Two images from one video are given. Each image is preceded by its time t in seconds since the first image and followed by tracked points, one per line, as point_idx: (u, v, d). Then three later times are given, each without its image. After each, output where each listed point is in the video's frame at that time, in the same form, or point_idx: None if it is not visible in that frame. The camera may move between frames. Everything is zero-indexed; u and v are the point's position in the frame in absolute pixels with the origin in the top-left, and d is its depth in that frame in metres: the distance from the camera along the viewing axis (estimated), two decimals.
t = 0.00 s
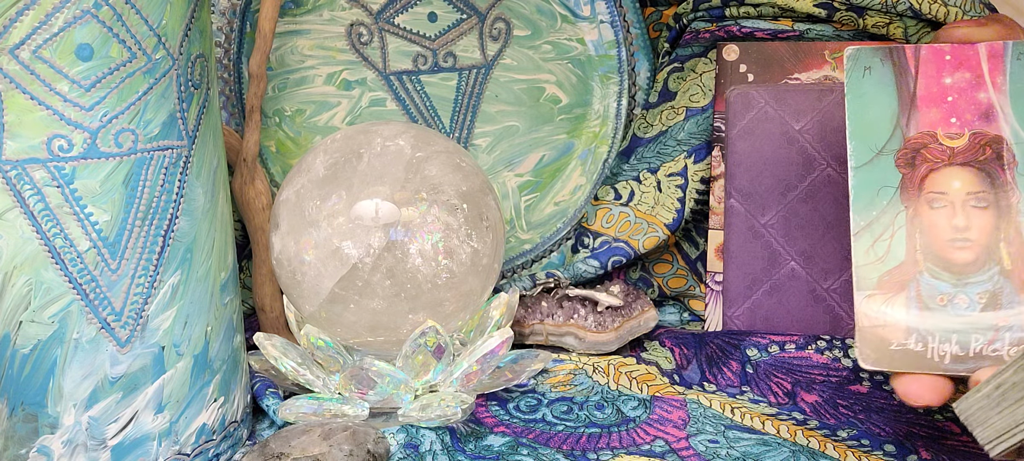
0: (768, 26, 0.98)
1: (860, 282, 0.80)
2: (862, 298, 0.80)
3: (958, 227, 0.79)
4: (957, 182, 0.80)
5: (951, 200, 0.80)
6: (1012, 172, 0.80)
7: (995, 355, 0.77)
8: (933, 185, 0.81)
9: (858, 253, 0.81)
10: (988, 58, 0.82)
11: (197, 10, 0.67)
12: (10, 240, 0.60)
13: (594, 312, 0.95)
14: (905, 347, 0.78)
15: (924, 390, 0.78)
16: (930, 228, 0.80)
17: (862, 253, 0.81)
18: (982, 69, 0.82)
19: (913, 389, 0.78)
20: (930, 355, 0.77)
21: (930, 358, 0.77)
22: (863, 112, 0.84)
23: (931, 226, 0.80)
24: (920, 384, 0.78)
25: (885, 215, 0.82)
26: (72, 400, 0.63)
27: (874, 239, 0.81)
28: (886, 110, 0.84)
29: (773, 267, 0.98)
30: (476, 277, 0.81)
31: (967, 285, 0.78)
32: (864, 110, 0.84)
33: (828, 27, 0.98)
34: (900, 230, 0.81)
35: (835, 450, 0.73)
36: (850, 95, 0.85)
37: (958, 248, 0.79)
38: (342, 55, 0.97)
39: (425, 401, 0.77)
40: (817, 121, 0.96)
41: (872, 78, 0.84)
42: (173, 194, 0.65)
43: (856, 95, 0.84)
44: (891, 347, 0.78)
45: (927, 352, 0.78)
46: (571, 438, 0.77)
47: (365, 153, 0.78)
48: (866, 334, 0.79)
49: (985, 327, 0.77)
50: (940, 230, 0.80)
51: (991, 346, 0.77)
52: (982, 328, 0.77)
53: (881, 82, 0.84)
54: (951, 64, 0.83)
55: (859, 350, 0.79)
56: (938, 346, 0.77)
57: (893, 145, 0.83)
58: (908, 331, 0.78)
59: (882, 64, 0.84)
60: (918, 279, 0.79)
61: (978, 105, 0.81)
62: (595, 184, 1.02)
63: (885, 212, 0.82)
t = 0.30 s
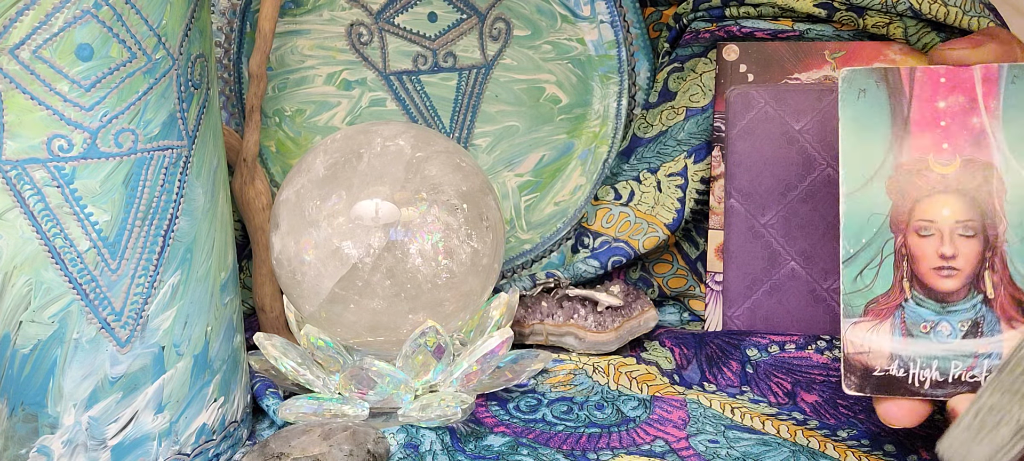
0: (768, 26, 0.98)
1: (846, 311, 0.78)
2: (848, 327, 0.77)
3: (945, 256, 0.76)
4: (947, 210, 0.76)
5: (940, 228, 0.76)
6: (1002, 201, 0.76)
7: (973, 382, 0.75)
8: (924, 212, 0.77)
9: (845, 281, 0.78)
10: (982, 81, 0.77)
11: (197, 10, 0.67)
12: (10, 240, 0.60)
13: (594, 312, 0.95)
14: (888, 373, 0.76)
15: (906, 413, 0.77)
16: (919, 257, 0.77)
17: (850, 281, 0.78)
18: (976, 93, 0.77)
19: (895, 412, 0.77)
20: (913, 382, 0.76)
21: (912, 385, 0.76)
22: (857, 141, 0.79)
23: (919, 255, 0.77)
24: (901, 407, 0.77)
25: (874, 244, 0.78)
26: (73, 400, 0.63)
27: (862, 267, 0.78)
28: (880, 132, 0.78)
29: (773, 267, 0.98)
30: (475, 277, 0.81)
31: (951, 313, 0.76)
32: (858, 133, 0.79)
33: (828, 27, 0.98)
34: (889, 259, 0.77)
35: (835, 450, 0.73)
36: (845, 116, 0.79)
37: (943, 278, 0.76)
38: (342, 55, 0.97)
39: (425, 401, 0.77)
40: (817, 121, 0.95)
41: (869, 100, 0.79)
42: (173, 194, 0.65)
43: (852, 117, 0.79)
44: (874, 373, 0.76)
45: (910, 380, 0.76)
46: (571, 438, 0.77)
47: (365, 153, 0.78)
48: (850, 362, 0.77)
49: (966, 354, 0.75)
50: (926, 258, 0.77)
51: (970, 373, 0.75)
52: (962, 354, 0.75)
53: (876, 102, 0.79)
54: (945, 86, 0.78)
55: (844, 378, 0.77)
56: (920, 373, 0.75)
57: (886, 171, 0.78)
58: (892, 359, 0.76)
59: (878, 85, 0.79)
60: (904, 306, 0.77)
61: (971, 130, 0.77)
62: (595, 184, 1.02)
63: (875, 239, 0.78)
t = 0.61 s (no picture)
0: (768, 26, 0.98)
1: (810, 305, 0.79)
2: (808, 317, 0.80)
3: (916, 274, 0.76)
4: (928, 232, 0.75)
5: (918, 248, 0.75)
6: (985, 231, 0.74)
7: (909, 378, 0.77)
8: (906, 231, 0.76)
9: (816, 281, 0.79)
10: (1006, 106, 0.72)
11: (197, 10, 0.67)
12: (10, 240, 0.60)
13: (594, 312, 0.95)
14: (837, 361, 0.79)
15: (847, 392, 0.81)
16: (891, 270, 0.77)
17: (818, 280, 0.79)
18: (995, 118, 0.73)
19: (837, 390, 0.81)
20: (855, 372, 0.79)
21: (855, 373, 0.79)
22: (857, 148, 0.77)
23: (891, 267, 0.77)
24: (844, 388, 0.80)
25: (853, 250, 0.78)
26: (73, 400, 0.63)
27: (835, 269, 0.79)
28: (884, 146, 0.76)
29: (773, 267, 0.98)
30: (476, 277, 0.81)
31: (908, 320, 0.77)
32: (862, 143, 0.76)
33: (828, 27, 0.97)
34: (863, 267, 0.78)
35: (835, 450, 0.73)
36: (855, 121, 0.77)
37: (910, 292, 0.76)
38: (342, 55, 0.97)
39: (425, 401, 0.77)
40: (817, 121, 0.95)
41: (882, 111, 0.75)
42: (173, 193, 0.65)
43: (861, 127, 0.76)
44: (823, 360, 0.79)
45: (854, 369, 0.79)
46: (571, 438, 0.77)
47: (365, 153, 0.78)
48: (802, 347, 0.80)
49: (910, 356, 0.77)
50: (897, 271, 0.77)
51: (908, 371, 0.77)
52: (906, 356, 0.77)
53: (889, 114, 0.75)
54: (965, 106, 0.73)
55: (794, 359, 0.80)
56: (863, 364, 0.78)
57: (880, 186, 0.76)
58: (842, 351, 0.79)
59: (896, 96, 0.75)
60: (865, 309, 0.78)
61: (977, 157, 0.73)
62: (595, 184, 1.02)
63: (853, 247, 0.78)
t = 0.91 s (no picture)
0: (768, 26, 0.98)
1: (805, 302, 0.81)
2: (805, 317, 0.81)
3: (909, 270, 0.77)
4: (920, 228, 0.77)
5: (911, 244, 0.77)
6: (976, 228, 0.76)
7: (906, 376, 0.77)
8: (897, 228, 0.78)
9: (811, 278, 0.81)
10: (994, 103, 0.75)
11: (197, 10, 0.67)
12: (10, 240, 0.60)
13: (594, 311, 0.95)
14: (833, 358, 0.80)
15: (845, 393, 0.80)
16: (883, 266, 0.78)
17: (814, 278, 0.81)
18: (984, 115, 0.75)
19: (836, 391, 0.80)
20: (853, 370, 0.79)
21: (851, 371, 0.79)
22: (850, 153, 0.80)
23: (883, 264, 0.78)
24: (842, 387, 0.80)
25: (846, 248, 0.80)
26: (73, 400, 0.63)
27: (829, 267, 0.81)
28: (874, 145, 0.79)
29: (773, 267, 0.98)
30: (475, 277, 0.81)
31: (902, 318, 0.78)
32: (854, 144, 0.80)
33: (828, 27, 0.97)
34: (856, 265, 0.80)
35: (835, 450, 0.73)
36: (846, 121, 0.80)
37: (903, 289, 0.78)
38: (342, 55, 0.97)
39: (425, 401, 0.77)
40: (817, 121, 0.95)
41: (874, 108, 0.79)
42: (173, 194, 0.65)
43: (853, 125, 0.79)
44: (819, 358, 0.80)
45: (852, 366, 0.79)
46: (571, 438, 0.77)
47: (365, 153, 0.78)
48: (799, 344, 0.81)
49: (906, 353, 0.77)
50: (890, 268, 0.78)
51: (905, 368, 0.77)
52: (901, 353, 0.77)
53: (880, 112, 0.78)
54: (954, 104, 0.76)
55: (792, 358, 0.81)
56: (860, 362, 0.79)
57: (872, 184, 0.79)
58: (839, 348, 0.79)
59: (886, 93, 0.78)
60: (860, 307, 0.79)
61: (967, 154, 0.76)
62: (595, 184, 1.02)
63: (847, 246, 0.80)
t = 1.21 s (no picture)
0: (768, 26, 0.97)
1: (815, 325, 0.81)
2: (813, 336, 0.81)
3: (922, 299, 0.76)
4: (936, 259, 0.75)
5: (926, 274, 0.76)
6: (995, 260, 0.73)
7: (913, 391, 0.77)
8: (914, 259, 0.76)
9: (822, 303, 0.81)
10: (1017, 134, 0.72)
11: (197, 10, 0.67)
12: (10, 240, 0.60)
13: (594, 312, 0.95)
14: (839, 374, 0.80)
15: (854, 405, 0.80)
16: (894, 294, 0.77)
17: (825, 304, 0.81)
18: (1006, 146, 0.73)
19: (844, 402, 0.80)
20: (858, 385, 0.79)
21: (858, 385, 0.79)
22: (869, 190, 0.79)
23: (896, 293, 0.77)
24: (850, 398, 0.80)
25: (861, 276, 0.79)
26: (73, 401, 0.63)
27: (842, 295, 0.80)
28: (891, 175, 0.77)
29: (773, 267, 0.98)
30: (476, 277, 0.81)
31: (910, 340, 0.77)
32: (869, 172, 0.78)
33: (828, 27, 0.97)
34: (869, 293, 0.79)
35: (835, 450, 0.73)
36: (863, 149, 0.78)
37: (915, 317, 0.76)
38: (342, 55, 0.97)
39: (425, 401, 0.77)
40: (817, 121, 0.95)
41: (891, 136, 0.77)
42: (173, 193, 0.65)
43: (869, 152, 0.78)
44: (826, 373, 0.80)
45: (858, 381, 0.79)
46: (571, 438, 0.77)
47: (365, 153, 0.78)
48: (807, 360, 0.81)
49: (914, 371, 0.77)
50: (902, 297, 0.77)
51: (912, 384, 0.77)
52: (909, 371, 0.77)
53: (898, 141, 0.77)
54: (975, 134, 0.74)
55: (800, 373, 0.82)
56: (867, 377, 0.79)
57: (890, 214, 0.77)
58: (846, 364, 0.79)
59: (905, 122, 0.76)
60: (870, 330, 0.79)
61: (987, 186, 0.73)
62: (595, 184, 1.02)
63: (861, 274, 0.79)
